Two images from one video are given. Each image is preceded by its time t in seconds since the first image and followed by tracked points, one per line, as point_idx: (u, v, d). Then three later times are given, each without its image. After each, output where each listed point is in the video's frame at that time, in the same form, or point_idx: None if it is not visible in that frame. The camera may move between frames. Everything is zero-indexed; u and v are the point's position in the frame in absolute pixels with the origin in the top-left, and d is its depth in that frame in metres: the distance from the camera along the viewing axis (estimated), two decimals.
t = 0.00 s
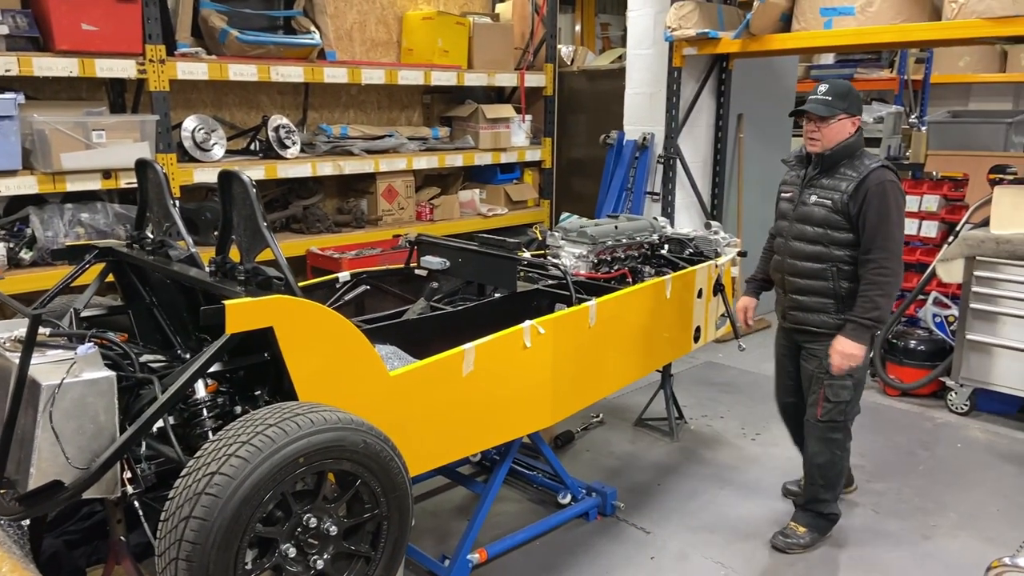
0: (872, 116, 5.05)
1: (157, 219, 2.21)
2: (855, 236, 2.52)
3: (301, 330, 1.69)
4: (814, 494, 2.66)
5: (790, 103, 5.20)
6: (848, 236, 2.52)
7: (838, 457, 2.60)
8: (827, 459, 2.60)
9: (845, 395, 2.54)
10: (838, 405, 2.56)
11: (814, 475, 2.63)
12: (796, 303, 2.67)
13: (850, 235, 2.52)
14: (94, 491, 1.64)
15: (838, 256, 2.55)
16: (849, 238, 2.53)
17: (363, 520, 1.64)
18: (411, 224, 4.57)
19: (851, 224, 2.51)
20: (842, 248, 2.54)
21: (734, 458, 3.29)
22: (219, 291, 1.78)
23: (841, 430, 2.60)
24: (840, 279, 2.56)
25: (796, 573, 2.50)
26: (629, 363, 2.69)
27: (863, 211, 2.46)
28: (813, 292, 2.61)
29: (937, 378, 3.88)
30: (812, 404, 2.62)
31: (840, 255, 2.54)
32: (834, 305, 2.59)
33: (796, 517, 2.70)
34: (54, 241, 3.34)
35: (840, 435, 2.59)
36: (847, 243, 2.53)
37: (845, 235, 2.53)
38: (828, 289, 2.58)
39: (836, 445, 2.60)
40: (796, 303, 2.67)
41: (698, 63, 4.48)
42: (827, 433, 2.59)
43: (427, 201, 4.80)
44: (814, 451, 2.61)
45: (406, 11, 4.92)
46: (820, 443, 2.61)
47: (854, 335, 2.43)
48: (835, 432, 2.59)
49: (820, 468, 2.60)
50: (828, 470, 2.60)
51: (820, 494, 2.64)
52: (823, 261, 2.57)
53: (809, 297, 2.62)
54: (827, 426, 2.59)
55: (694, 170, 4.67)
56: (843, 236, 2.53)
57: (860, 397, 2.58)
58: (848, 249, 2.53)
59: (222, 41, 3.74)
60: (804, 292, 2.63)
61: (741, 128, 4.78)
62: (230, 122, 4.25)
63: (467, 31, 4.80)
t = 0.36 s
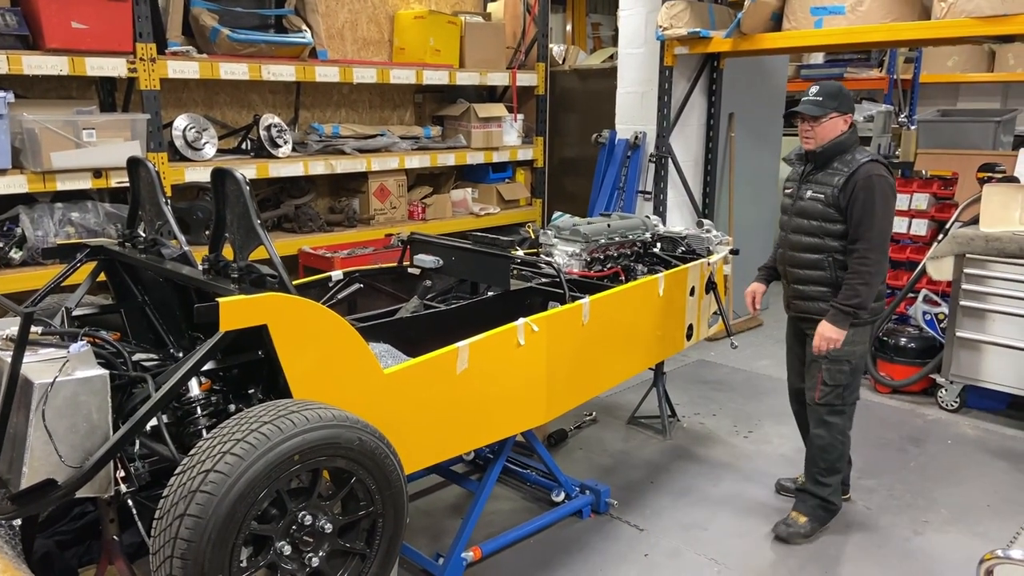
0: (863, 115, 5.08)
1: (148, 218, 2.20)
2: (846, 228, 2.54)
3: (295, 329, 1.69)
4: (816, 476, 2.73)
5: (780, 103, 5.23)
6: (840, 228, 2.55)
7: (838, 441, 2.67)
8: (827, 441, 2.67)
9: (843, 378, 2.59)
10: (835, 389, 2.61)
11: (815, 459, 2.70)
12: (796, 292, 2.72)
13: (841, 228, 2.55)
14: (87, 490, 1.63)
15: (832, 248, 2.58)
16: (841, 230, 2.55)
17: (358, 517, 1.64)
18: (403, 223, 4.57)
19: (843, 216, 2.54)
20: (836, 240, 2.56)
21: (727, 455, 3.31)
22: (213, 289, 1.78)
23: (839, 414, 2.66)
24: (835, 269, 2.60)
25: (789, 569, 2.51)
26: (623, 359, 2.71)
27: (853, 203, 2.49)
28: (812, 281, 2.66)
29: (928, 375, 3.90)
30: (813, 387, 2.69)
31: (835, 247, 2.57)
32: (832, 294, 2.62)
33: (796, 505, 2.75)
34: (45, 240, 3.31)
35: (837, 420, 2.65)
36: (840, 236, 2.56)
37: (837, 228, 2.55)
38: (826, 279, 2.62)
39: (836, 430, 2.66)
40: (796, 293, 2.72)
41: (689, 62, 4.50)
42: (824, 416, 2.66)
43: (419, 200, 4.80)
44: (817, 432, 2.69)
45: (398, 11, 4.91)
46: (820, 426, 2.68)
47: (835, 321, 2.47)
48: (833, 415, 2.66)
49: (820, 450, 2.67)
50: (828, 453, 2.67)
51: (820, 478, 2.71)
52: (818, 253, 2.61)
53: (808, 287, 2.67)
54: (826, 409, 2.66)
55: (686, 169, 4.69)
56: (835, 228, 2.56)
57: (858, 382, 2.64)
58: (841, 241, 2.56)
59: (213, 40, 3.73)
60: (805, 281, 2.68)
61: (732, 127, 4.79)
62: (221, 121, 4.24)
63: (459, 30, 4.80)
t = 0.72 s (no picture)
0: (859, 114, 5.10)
1: (144, 215, 2.19)
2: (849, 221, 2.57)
3: (293, 327, 1.69)
4: (819, 468, 2.79)
5: (776, 102, 5.24)
6: (844, 221, 2.58)
7: (841, 435, 2.72)
8: (829, 434, 2.73)
9: (844, 372, 2.64)
10: (837, 382, 2.67)
11: (818, 452, 2.77)
12: (797, 284, 2.74)
13: (844, 221, 2.57)
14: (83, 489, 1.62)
15: (834, 241, 2.60)
16: (845, 224, 2.58)
17: (355, 515, 1.63)
18: (399, 222, 4.56)
19: (846, 209, 2.57)
20: (839, 233, 2.59)
21: (724, 453, 3.31)
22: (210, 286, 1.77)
23: (842, 407, 2.71)
24: (837, 262, 2.61)
25: (787, 566, 2.52)
26: (621, 356, 2.71)
27: (856, 197, 2.51)
28: (813, 274, 2.67)
29: (924, 373, 3.91)
30: (815, 380, 2.74)
31: (837, 240, 2.60)
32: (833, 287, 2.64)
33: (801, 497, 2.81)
34: (39, 238, 3.29)
35: (840, 413, 2.71)
36: (843, 229, 2.58)
37: (841, 221, 2.58)
38: (827, 272, 2.64)
39: (839, 423, 2.71)
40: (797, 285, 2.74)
41: (685, 61, 4.51)
42: (827, 409, 2.72)
43: (415, 199, 4.80)
44: (819, 425, 2.75)
45: (394, 9, 4.90)
46: (821, 419, 2.74)
47: (836, 309, 2.46)
48: (836, 409, 2.71)
49: (823, 443, 2.74)
50: (830, 446, 2.73)
51: (824, 470, 2.77)
52: (821, 247, 2.63)
53: (809, 280, 2.69)
54: (829, 402, 2.72)
55: (682, 168, 4.70)
56: (838, 222, 2.58)
57: (861, 376, 2.70)
58: (845, 235, 2.58)
59: (208, 38, 3.71)
60: (805, 273, 2.69)
61: (729, 125, 4.80)
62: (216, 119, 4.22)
63: (455, 29, 4.79)
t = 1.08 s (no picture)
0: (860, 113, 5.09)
1: (143, 214, 2.19)
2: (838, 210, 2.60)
3: (292, 324, 1.68)
4: (820, 466, 2.79)
5: (776, 101, 5.23)
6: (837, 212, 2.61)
7: (843, 432, 2.73)
8: (830, 431, 2.74)
9: (846, 369, 2.67)
10: (839, 379, 2.69)
11: (819, 450, 2.77)
12: (799, 280, 2.74)
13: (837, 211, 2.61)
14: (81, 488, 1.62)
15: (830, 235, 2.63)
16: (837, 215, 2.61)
17: (354, 514, 1.63)
18: (399, 221, 4.56)
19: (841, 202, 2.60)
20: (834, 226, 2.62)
21: (724, 452, 3.31)
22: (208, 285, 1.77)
23: (844, 405, 2.72)
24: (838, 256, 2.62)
25: (787, 565, 2.51)
26: (622, 354, 2.70)
27: (849, 186, 2.56)
28: (813, 269, 2.68)
29: (925, 372, 3.91)
30: (817, 377, 2.76)
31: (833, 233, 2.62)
32: (835, 283, 2.65)
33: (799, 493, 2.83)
34: (38, 237, 3.28)
35: (842, 410, 2.71)
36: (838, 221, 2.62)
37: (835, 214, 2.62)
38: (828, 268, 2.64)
39: (840, 420, 2.73)
40: (798, 281, 2.74)
41: (685, 60, 4.50)
42: (830, 406, 2.73)
43: (414, 199, 4.79)
44: (820, 423, 2.76)
45: (394, 8, 4.89)
46: (824, 415, 2.75)
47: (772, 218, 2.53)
48: (838, 406, 2.73)
49: (824, 440, 2.75)
50: (832, 443, 2.74)
51: (826, 467, 2.77)
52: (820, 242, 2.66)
53: (810, 276, 2.68)
54: (831, 400, 2.73)
55: (682, 167, 4.70)
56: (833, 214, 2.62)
57: (863, 373, 2.71)
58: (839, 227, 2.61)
59: (207, 37, 3.70)
60: (809, 270, 2.69)
61: (729, 124, 4.79)
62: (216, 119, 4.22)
63: (454, 28, 4.78)
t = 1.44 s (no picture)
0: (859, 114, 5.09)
1: (141, 216, 2.19)
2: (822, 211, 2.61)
3: (290, 326, 1.68)
4: (817, 467, 2.80)
5: (775, 102, 5.24)
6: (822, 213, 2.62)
7: (836, 433, 2.74)
8: (825, 432, 2.76)
9: (836, 371, 2.68)
10: (830, 381, 2.70)
11: (814, 450, 2.79)
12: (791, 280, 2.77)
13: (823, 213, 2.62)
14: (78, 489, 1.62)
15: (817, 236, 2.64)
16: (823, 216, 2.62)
17: (351, 516, 1.63)
18: (398, 222, 4.56)
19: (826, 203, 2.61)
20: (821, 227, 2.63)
21: (723, 453, 3.31)
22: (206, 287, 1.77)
23: (837, 406, 2.74)
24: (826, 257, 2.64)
25: (785, 566, 2.51)
26: (620, 355, 2.70)
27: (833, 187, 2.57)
28: (804, 270, 2.70)
29: (923, 373, 3.91)
30: (810, 378, 2.78)
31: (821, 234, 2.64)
32: (825, 285, 2.66)
33: (796, 494, 2.84)
34: (36, 239, 3.28)
35: (835, 411, 2.73)
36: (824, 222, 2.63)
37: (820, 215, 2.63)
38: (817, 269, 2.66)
39: (834, 421, 2.74)
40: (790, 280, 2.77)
41: (684, 61, 4.50)
42: (822, 407, 2.75)
43: (414, 200, 4.79)
44: (814, 424, 2.78)
45: (393, 9, 4.90)
46: (818, 417, 2.77)
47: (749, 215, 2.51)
48: (831, 407, 2.74)
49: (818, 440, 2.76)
50: (826, 444, 2.75)
51: (821, 468, 2.78)
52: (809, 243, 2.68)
53: (801, 277, 2.71)
54: (823, 401, 2.75)
55: (681, 168, 4.70)
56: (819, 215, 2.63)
57: (856, 374, 2.71)
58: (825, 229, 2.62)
59: (205, 38, 3.70)
60: (802, 270, 2.70)
61: (728, 125, 4.79)
62: (215, 119, 4.22)
63: (454, 29, 4.79)
